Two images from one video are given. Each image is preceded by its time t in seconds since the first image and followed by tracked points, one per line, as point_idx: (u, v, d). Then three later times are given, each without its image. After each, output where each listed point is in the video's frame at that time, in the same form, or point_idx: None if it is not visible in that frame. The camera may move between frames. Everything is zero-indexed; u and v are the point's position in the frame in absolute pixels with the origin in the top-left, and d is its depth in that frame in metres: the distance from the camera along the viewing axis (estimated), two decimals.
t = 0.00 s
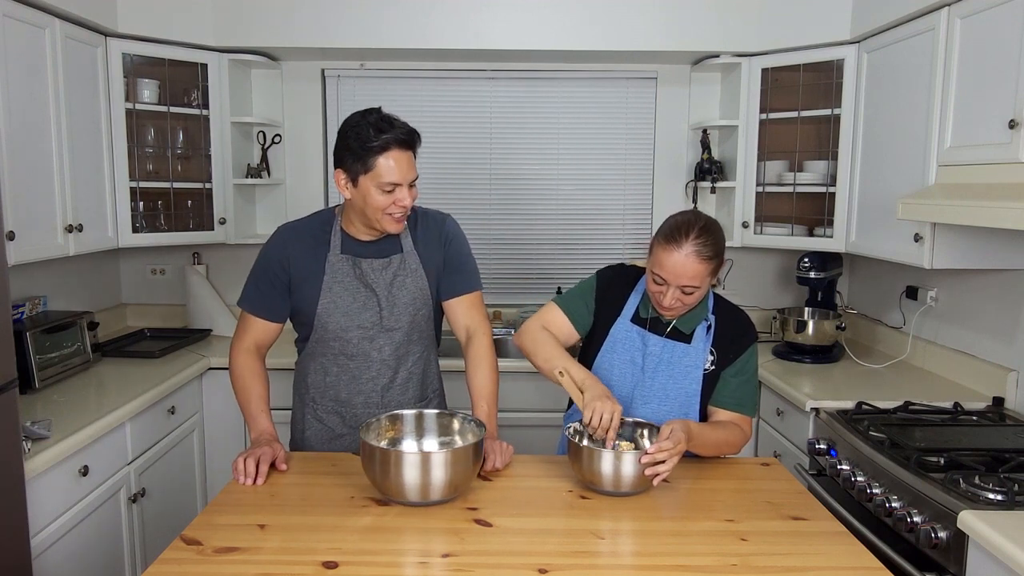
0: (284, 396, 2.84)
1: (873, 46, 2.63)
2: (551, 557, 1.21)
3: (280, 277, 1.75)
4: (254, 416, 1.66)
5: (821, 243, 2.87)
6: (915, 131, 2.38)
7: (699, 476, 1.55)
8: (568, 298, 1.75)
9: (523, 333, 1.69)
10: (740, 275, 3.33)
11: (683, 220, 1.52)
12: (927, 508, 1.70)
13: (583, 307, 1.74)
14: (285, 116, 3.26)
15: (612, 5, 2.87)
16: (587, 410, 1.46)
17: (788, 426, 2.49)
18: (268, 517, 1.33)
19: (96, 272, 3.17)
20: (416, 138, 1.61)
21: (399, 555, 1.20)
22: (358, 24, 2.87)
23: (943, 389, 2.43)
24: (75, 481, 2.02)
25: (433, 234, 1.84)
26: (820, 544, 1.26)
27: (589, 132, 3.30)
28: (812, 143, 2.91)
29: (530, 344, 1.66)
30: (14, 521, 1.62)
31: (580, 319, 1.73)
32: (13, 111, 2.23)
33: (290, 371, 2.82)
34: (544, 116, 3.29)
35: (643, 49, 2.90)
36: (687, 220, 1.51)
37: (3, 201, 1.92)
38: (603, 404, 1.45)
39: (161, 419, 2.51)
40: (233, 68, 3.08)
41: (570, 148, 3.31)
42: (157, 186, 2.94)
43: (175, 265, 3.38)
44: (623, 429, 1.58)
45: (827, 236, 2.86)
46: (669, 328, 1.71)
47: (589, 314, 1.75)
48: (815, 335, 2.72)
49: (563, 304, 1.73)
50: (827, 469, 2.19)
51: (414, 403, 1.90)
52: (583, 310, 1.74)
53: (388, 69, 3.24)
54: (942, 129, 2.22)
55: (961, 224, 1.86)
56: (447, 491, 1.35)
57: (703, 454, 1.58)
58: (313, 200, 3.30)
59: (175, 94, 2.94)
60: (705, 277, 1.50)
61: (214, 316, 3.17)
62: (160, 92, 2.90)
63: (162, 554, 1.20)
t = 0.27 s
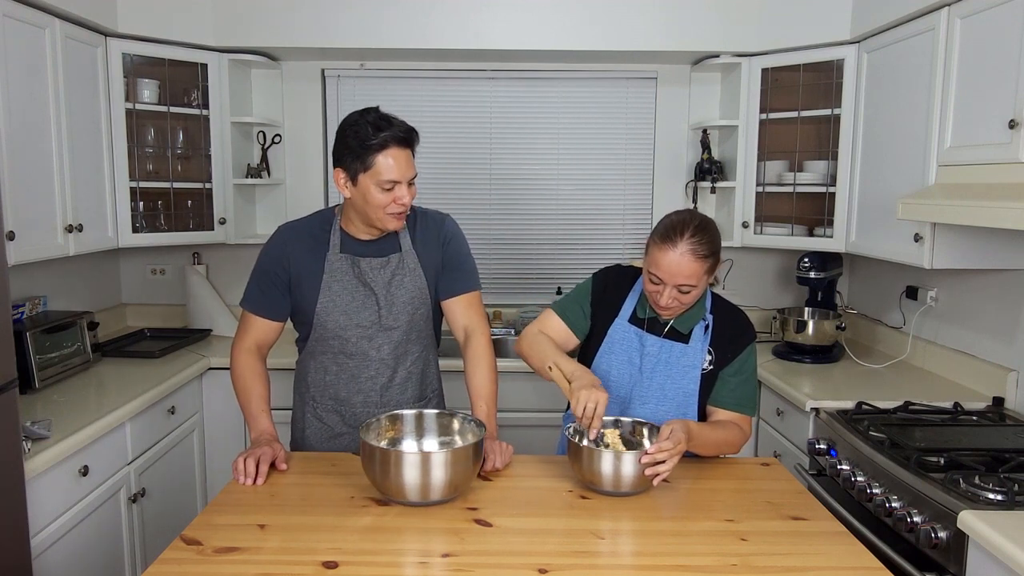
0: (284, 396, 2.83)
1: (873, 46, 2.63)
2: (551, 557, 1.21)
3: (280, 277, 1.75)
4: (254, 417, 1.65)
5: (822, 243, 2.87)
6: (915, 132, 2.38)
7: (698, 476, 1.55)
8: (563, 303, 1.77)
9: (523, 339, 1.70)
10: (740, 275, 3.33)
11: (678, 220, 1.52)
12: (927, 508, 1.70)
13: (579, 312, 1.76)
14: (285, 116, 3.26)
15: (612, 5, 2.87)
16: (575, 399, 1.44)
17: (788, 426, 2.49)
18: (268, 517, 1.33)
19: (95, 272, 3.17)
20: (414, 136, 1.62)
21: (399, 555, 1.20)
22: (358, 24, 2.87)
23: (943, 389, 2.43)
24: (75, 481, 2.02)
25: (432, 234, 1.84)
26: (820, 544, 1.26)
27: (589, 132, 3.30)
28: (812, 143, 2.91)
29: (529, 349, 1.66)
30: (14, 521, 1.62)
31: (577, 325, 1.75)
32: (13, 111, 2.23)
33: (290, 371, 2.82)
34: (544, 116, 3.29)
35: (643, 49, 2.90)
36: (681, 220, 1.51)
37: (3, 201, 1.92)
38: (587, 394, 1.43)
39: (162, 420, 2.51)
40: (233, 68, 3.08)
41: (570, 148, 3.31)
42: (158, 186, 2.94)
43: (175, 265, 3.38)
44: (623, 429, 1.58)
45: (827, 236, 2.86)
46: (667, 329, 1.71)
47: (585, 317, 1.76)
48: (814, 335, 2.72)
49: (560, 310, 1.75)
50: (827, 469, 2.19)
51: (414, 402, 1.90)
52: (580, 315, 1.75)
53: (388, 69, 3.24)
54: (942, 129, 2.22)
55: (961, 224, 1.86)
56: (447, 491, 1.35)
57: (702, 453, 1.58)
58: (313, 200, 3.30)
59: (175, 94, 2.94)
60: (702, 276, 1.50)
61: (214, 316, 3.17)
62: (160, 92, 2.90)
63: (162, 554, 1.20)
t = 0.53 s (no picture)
0: (284, 396, 2.84)
1: (873, 46, 2.63)
2: (551, 557, 1.21)
3: (281, 277, 1.75)
4: (254, 416, 1.65)
5: (822, 243, 2.87)
6: (915, 132, 2.37)
7: (698, 476, 1.55)
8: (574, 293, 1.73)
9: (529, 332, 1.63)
10: (740, 275, 3.33)
11: (673, 220, 1.53)
12: (927, 508, 1.70)
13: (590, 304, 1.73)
14: (285, 116, 3.26)
15: (612, 5, 2.87)
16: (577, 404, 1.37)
17: (788, 426, 2.49)
18: (268, 517, 1.33)
19: (95, 272, 3.17)
20: (413, 136, 1.62)
21: (399, 555, 1.20)
22: (358, 24, 2.87)
23: (943, 389, 2.43)
24: (75, 481, 2.03)
25: (432, 234, 1.84)
26: (820, 544, 1.26)
27: (589, 132, 3.30)
28: (812, 143, 2.91)
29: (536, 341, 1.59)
30: (14, 521, 1.62)
31: (586, 318, 1.71)
32: (13, 111, 2.23)
33: (290, 371, 2.82)
34: (544, 116, 3.29)
35: (643, 49, 2.90)
36: (677, 220, 1.52)
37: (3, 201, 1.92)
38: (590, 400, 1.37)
39: (162, 420, 2.51)
40: (233, 67, 3.08)
41: (570, 148, 3.31)
42: (158, 186, 2.94)
43: (175, 265, 3.38)
44: (623, 429, 1.58)
45: (827, 236, 2.86)
46: (667, 329, 1.71)
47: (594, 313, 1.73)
48: (814, 335, 2.72)
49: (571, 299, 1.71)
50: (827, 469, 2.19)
51: (414, 402, 1.90)
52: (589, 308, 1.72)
53: (388, 69, 3.24)
54: (942, 129, 2.22)
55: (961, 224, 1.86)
56: (447, 491, 1.35)
57: (702, 454, 1.58)
58: (313, 200, 3.30)
59: (175, 94, 2.94)
60: (698, 277, 1.50)
61: (214, 316, 3.17)
62: (160, 92, 2.90)
63: (162, 554, 1.20)
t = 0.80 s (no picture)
0: (284, 396, 2.84)
1: (873, 46, 2.63)
2: (551, 557, 1.21)
3: (281, 277, 1.75)
4: (254, 416, 1.65)
5: (822, 243, 2.87)
6: (915, 132, 2.37)
7: (699, 476, 1.55)
8: (582, 292, 1.71)
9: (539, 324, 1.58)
10: (740, 275, 3.33)
11: (677, 217, 1.53)
12: (927, 508, 1.70)
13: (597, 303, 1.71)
14: (285, 116, 3.26)
15: (612, 5, 2.87)
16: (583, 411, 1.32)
17: (788, 426, 2.49)
18: (268, 517, 1.33)
19: (95, 272, 3.17)
20: (415, 138, 1.62)
21: (399, 555, 1.20)
22: (358, 24, 2.87)
23: (943, 389, 2.43)
24: (75, 481, 2.03)
25: (433, 235, 1.84)
26: (820, 544, 1.26)
27: (589, 132, 3.30)
28: (812, 143, 2.91)
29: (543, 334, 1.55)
30: (14, 521, 1.62)
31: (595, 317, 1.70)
32: (13, 111, 2.23)
33: (290, 371, 2.82)
34: (544, 116, 3.29)
35: (643, 49, 2.90)
36: (681, 218, 1.51)
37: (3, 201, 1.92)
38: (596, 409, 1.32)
39: (162, 420, 2.51)
40: (233, 68, 3.08)
41: (570, 148, 3.31)
42: (157, 186, 2.94)
43: (175, 265, 3.38)
44: (623, 429, 1.58)
45: (827, 236, 2.86)
46: (669, 328, 1.71)
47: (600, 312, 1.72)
48: (815, 335, 2.72)
49: (579, 298, 1.69)
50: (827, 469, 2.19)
51: (415, 402, 1.90)
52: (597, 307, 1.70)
53: (388, 69, 3.24)
54: (942, 129, 2.22)
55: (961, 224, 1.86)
56: (447, 491, 1.35)
57: (702, 453, 1.58)
58: (313, 200, 3.30)
59: (175, 94, 2.94)
60: (702, 271, 1.50)
61: (214, 316, 3.17)
62: (160, 92, 2.90)
63: (162, 554, 1.20)
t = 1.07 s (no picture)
0: (284, 396, 2.84)
1: (872, 46, 2.63)
2: (551, 556, 1.21)
3: (281, 277, 1.75)
4: (254, 416, 1.65)
5: (822, 243, 2.87)
6: (915, 131, 2.37)
7: (699, 476, 1.55)
8: (579, 294, 1.72)
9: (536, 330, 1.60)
10: (740, 275, 3.33)
11: (677, 216, 1.53)
12: (928, 508, 1.70)
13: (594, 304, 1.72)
14: (285, 116, 3.26)
15: (612, 5, 2.87)
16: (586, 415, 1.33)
17: (788, 425, 2.49)
18: (268, 517, 1.33)
19: (95, 272, 3.17)
20: (416, 139, 1.62)
21: (399, 555, 1.20)
22: (358, 24, 2.87)
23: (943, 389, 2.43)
24: (75, 481, 2.03)
25: (433, 235, 1.83)
26: (820, 544, 1.26)
27: (589, 132, 3.30)
28: (812, 143, 2.91)
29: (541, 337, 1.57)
30: (14, 521, 1.62)
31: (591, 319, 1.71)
32: (13, 111, 2.23)
33: (290, 371, 2.82)
34: (544, 115, 3.29)
35: (643, 50, 2.90)
36: (680, 219, 1.51)
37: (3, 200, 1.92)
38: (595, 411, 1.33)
39: (162, 420, 2.51)
40: (233, 68, 3.08)
41: (570, 148, 3.31)
42: (157, 186, 2.94)
43: (175, 265, 3.38)
44: (623, 429, 1.58)
45: (828, 236, 2.86)
46: (668, 327, 1.71)
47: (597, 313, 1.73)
48: (815, 335, 2.72)
49: (576, 301, 1.70)
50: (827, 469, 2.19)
51: (415, 402, 1.90)
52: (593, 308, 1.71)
53: (388, 69, 3.24)
54: (942, 129, 2.22)
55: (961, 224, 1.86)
56: (447, 491, 1.35)
57: (702, 453, 1.58)
58: (313, 200, 3.30)
59: (175, 94, 2.94)
60: (703, 272, 1.50)
61: (214, 315, 3.17)
62: (160, 92, 2.90)
63: (162, 554, 1.20)
